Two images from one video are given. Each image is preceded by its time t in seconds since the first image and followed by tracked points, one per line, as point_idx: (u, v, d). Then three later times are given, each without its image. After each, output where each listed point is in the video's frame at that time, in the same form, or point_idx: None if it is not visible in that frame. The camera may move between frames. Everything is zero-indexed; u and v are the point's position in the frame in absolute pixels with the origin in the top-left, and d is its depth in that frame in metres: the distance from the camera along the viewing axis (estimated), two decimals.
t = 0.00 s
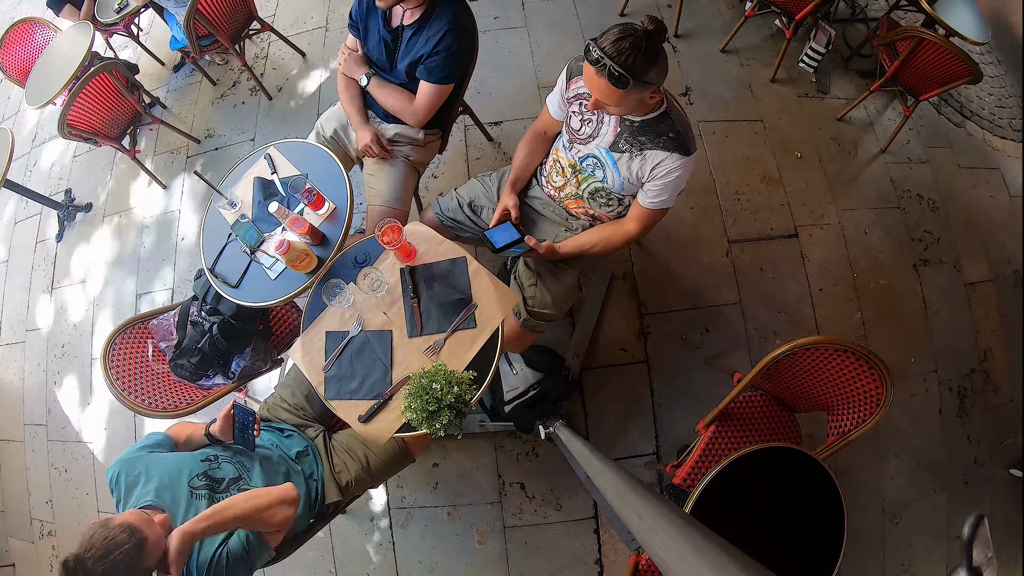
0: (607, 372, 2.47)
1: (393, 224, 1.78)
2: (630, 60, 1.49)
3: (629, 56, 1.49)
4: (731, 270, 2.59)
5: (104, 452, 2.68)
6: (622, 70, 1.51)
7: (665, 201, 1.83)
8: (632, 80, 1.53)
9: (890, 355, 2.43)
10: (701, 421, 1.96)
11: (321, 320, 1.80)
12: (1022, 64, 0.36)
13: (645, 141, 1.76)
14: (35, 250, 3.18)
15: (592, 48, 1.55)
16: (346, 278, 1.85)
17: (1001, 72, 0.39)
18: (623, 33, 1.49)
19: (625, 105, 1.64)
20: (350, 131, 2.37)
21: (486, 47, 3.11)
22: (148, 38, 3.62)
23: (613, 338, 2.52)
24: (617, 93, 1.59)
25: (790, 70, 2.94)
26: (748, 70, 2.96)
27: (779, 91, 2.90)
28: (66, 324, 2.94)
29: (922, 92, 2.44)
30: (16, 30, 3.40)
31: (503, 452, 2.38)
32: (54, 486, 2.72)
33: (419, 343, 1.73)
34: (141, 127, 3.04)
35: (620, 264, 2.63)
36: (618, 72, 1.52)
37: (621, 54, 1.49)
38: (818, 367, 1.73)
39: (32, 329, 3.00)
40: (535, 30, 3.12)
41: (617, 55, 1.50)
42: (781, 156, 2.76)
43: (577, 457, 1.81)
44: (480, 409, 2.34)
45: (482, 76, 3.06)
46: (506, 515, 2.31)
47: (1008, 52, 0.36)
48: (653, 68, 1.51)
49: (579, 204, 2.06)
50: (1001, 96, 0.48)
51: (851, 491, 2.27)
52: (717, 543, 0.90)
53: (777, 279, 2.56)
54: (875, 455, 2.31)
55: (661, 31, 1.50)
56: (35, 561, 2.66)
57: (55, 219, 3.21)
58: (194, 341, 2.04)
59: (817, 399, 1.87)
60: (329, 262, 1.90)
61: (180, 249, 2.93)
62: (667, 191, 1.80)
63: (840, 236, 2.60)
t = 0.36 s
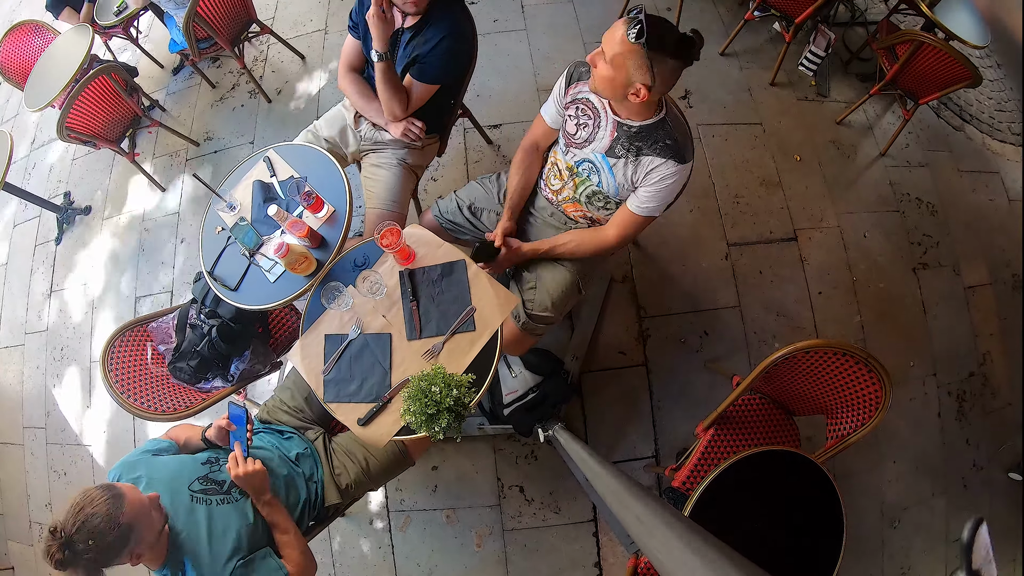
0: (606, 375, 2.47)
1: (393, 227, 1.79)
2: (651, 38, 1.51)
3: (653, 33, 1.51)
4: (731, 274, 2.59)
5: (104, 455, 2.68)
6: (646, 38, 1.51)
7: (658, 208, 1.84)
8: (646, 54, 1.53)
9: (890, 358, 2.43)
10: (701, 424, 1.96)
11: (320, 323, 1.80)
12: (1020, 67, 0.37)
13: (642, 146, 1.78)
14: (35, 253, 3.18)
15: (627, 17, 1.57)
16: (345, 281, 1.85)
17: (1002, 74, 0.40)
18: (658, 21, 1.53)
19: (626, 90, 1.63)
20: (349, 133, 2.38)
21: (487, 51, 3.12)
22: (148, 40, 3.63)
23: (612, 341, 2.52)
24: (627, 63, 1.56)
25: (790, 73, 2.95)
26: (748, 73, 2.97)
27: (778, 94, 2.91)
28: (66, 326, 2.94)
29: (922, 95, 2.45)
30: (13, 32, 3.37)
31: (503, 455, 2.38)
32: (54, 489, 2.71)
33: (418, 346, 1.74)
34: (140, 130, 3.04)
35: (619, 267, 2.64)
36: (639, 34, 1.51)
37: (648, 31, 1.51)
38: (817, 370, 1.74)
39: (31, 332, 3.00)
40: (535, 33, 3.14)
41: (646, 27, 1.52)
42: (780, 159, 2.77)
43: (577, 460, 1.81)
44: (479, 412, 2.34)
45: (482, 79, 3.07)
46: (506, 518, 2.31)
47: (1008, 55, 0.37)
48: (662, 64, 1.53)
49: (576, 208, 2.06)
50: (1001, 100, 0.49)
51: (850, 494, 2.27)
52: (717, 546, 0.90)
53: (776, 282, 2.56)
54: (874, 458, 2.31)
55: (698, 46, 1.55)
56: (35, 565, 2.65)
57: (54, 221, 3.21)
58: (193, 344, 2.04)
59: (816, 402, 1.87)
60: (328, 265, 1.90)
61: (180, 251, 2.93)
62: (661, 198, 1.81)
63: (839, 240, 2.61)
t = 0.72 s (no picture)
0: (606, 378, 2.47)
1: (392, 230, 1.80)
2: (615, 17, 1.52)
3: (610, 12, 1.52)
4: (730, 277, 2.60)
5: (104, 458, 2.67)
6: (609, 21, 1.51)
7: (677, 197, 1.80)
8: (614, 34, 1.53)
9: (889, 362, 2.44)
10: (700, 428, 1.96)
11: (320, 326, 1.80)
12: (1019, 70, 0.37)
13: (645, 135, 1.76)
14: (34, 256, 3.18)
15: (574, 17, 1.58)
16: (344, 285, 1.86)
17: (1001, 77, 0.40)
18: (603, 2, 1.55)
19: (606, 81, 1.62)
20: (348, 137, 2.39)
21: (487, 55, 3.14)
22: (146, 43, 3.64)
23: (612, 345, 2.52)
24: (600, 51, 1.54)
25: (790, 77, 2.97)
26: (748, 77, 2.99)
27: (778, 98, 2.93)
28: (66, 330, 2.94)
29: (922, 99, 2.46)
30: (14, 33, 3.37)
31: (502, 459, 2.38)
32: (53, 492, 2.70)
33: (418, 350, 1.74)
34: (139, 133, 3.05)
35: (619, 271, 2.64)
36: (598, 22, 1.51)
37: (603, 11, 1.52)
38: (816, 374, 1.74)
39: (31, 335, 3.00)
40: (535, 37, 3.15)
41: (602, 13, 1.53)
42: (779, 163, 2.78)
43: (576, 464, 1.81)
44: (479, 416, 2.34)
45: (482, 82, 3.08)
46: (505, 522, 2.30)
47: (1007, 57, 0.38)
48: (637, 30, 1.55)
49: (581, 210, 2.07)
50: (998, 104, 0.49)
51: (850, 497, 2.27)
52: (715, 549, 0.90)
53: (776, 286, 2.57)
54: (873, 461, 2.31)
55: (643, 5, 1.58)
56: (35, 569, 2.64)
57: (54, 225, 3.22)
58: (193, 347, 2.04)
59: (815, 406, 1.87)
60: (327, 269, 1.90)
61: (180, 254, 2.93)
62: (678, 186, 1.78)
63: (839, 244, 2.62)
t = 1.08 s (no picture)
0: (606, 383, 2.47)
1: (392, 235, 1.81)
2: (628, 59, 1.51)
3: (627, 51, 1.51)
4: (731, 281, 2.60)
5: (104, 463, 2.67)
6: (621, 61, 1.51)
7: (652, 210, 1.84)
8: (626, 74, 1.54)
9: (890, 365, 2.43)
10: (701, 432, 1.96)
11: (320, 331, 1.81)
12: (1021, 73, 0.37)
13: (632, 149, 1.78)
14: (35, 261, 3.19)
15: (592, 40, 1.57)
16: (346, 290, 1.86)
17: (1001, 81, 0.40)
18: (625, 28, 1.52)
19: (613, 109, 1.64)
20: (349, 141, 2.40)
21: (489, 59, 3.15)
22: (147, 48, 3.66)
23: (613, 349, 2.52)
24: (608, 85, 1.57)
25: (790, 81, 2.98)
26: (748, 81, 3.00)
27: (778, 102, 2.94)
28: (68, 334, 2.94)
29: (922, 103, 2.47)
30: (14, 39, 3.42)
31: (503, 463, 2.37)
32: (54, 497, 2.70)
33: (418, 354, 1.74)
34: (140, 138, 3.07)
35: (619, 275, 2.64)
36: (614, 55, 1.51)
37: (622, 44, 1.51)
38: (817, 378, 1.74)
39: (32, 340, 3.00)
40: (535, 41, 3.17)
41: (616, 44, 1.51)
42: (780, 167, 2.79)
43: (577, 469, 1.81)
44: (480, 420, 2.33)
45: (483, 87, 3.09)
46: (506, 526, 2.30)
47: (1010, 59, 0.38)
48: (648, 71, 1.55)
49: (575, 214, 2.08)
50: (998, 107, 0.49)
51: (851, 501, 2.26)
52: (717, 553, 0.89)
53: (777, 290, 2.57)
54: (875, 466, 2.30)
55: (667, 38, 1.55)
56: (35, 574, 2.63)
57: (54, 230, 3.23)
58: (195, 351, 2.05)
59: (817, 410, 1.87)
60: (328, 274, 1.91)
61: (181, 259, 2.94)
62: (657, 198, 1.80)
63: (839, 247, 2.62)
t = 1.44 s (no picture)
0: (606, 386, 2.47)
1: (392, 239, 1.80)
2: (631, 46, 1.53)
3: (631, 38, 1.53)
4: (731, 284, 2.60)
5: (103, 466, 2.67)
6: (625, 47, 1.53)
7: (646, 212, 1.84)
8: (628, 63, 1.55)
9: (889, 368, 2.44)
10: (701, 435, 1.96)
11: (320, 334, 1.81)
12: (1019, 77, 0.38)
13: (628, 149, 1.79)
14: (34, 265, 3.19)
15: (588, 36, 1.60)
16: (345, 293, 1.86)
17: (1002, 83, 0.40)
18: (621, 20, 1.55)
19: (615, 102, 1.65)
20: (348, 143, 2.41)
21: (489, 62, 3.16)
22: (146, 51, 3.67)
23: (612, 352, 2.53)
24: (609, 73, 1.57)
25: (789, 84, 2.99)
26: (747, 84, 3.01)
27: (778, 104, 2.95)
28: (67, 338, 2.94)
29: (922, 106, 2.48)
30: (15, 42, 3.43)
31: (503, 466, 2.37)
32: (53, 502, 2.70)
33: (418, 357, 1.74)
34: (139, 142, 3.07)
35: (619, 278, 2.65)
36: (615, 42, 1.53)
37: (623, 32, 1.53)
38: (818, 381, 1.74)
39: (31, 344, 3.00)
40: (535, 44, 3.18)
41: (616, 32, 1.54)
42: (779, 170, 2.79)
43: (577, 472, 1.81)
44: (479, 423, 2.32)
45: (482, 90, 3.10)
46: (506, 530, 2.29)
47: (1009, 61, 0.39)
48: (648, 59, 1.57)
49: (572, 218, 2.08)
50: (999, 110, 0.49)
51: (851, 504, 2.26)
52: (716, 557, 0.89)
53: (777, 293, 2.58)
54: (875, 468, 2.30)
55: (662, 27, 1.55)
56: None
57: (54, 233, 3.23)
58: (195, 354, 2.05)
59: (817, 414, 1.87)
60: (328, 277, 1.91)
61: (180, 263, 2.94)
62: (652, 197, 1.80)
63: (839, 250, 2.63)
